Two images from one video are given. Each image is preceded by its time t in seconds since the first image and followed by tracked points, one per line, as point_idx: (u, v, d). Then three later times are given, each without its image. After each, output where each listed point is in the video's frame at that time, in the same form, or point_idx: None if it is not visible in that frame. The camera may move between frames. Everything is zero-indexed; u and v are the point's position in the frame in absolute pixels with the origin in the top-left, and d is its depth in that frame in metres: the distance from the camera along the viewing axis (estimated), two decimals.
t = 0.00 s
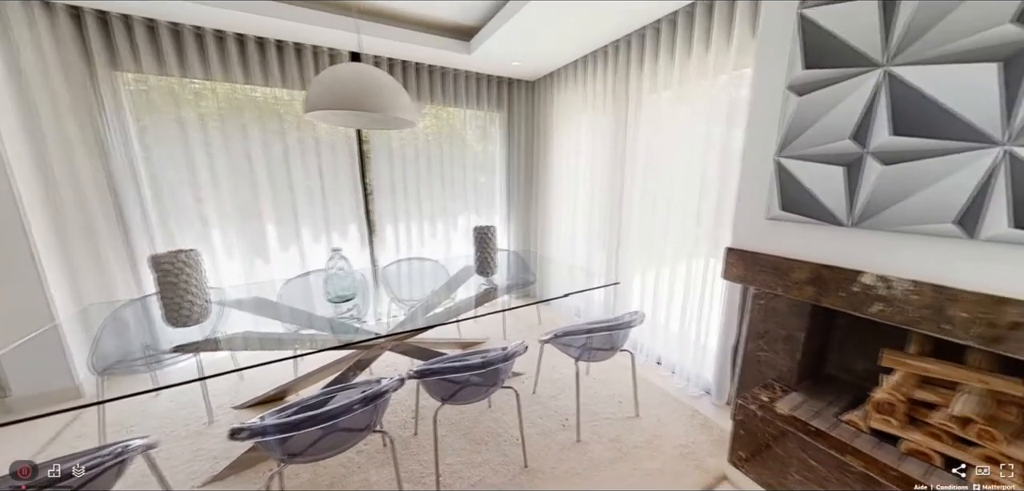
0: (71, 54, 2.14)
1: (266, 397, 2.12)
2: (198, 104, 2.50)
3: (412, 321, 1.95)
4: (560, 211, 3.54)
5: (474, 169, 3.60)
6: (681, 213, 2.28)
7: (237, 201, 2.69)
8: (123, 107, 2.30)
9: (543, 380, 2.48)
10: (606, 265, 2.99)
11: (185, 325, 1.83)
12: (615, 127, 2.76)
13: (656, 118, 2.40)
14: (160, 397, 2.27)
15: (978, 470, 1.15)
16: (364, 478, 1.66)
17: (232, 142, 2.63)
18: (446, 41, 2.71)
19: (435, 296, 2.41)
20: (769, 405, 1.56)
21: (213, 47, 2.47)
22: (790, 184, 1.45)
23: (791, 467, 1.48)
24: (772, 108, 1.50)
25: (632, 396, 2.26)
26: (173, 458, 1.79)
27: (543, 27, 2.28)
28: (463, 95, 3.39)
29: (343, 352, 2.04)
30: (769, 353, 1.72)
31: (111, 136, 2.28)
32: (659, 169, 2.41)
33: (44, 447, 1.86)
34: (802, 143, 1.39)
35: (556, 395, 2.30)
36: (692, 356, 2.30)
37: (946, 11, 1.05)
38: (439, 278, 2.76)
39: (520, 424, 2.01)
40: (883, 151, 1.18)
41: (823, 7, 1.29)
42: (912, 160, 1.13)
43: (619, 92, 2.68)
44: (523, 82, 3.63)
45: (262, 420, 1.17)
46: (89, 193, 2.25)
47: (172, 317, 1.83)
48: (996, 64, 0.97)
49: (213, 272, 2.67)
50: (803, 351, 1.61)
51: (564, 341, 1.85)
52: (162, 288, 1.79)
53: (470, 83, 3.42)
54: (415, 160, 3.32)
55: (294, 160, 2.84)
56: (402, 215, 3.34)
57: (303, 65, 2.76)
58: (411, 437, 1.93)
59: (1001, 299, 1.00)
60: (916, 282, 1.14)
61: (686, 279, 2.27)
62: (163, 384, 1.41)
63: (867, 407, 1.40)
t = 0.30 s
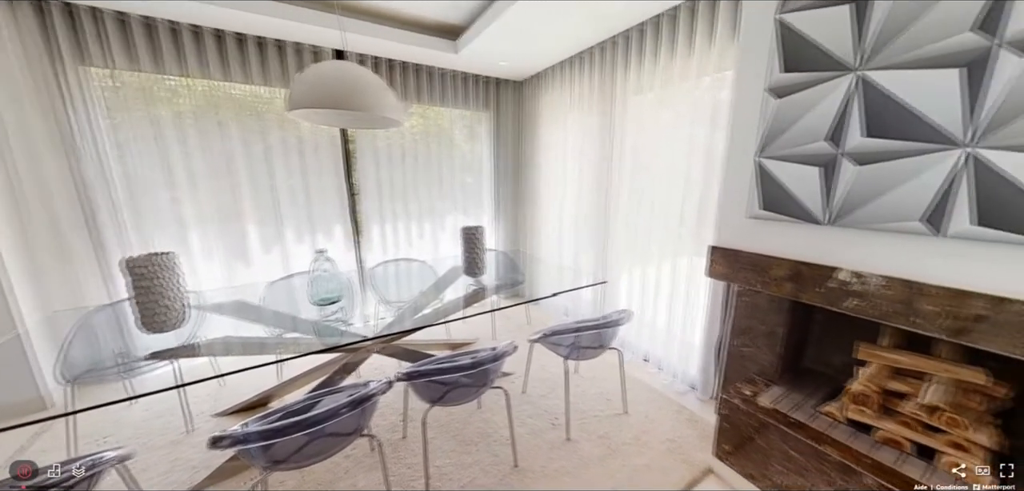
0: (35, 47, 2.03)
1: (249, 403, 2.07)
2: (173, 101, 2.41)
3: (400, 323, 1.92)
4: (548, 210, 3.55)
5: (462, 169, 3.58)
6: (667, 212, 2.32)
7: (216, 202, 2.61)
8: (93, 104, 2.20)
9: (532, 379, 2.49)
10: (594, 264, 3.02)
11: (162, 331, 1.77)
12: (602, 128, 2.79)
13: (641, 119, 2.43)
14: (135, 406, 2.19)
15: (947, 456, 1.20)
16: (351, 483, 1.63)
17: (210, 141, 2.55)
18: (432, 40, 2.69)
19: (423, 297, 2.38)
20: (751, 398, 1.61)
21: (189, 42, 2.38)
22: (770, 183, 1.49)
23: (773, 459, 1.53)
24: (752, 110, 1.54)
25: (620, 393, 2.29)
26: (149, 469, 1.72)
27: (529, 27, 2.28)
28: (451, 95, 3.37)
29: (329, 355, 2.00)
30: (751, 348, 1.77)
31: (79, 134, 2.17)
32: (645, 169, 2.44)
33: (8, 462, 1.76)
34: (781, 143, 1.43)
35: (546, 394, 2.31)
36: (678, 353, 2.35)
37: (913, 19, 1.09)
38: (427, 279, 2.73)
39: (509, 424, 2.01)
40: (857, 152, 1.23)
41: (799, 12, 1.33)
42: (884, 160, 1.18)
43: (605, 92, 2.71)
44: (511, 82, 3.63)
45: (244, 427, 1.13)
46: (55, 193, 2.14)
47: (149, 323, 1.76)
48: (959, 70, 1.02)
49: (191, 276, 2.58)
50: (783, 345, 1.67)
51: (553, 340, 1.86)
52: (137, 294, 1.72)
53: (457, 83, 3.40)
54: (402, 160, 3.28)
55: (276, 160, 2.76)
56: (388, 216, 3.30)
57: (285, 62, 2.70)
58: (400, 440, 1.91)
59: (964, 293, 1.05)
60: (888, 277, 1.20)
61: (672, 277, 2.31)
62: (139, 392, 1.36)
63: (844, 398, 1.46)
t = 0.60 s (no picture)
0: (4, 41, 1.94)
1: (235, 408, 2.02)
2: (154, 99, 2.34)
3: (391, 325, 1.90)
4: (539, 210, 3.55)
5: (453, 169, 3.56)
6: (657, 212, 2.35)
7: (199, 202, 2.54)
8: (68, 101, 2.12)
9: (525, 379, 2.49)
10: (585, 263, 3.03)
11: (142, 335, 1.71)
12: (592, 127, 2.81)
13: (630, 119, 2.46)
14: (116, 413, 2.12)
15: (924, 446, 1.24)
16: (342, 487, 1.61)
17: (193, 140, 2.48)
18: (423, 40, 2.67)
19: (415, 298, 2.37)
20: (739, 394, 1.62)
21: (170, 38, 2.32)
22: (756, 183, 1.52)
23: (760, 453, 1.53)
24: (738, 112, 1.57)
25: (612, 391, 2.31)
26: (130, 478, 1.67)
27: (520, 27, 2.29)
28: (441, 94, 3.36)
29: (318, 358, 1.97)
30: (739, 345, 1.81)
31: (54, 132, 2.09)
32: (635, 168, 2.47)
33: None
34: (767, 144, 1.46)
35: (538, 394, 2.32)
36: (668, 351, 2.38)
37: (890, 24, 1.13)
38: (418, 280, 2.71)
39: (502, 424, 2.01)
40: (839, 153, 1.27)
41: (782, 16, 1.36)
42: (865, 161, 1.21)
43: (595, 93, 2.73)
44: (501, 82, 3.63)
45: (230, 433, 1.11)
46: (28, 194, 2.05)
47: (129, 329, 1.70)
48: (934, 74, 1.06)
49: (174, 278, 2.51)
50: (770, 342, 1.70)
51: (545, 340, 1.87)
52: (115, 299, 1.68)
53: (447, 82, 3.39)
54: (392, 159, 3.24)
55: (262, 159, 2.71)
56: (378, 216, 3.26)
57: (270, 59, 2.64)
58: (391, 442, 1.89)
59: (940, 289, 1.09)
60: (868, 274, 1.23)
61: (661, 276, 2.34)
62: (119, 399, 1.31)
63: (827, 393, 1.50)
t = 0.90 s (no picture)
0: None
1: (216, 415, 1.96)
2: (127, 96, 2.25)
3: (379, 327, 1.88)
4: (528, 210, 3.56)
5: (440, 169, 3.54)
6: (644, 211, 2.38)
7: (177, 203, 2.46)
8: (33, 98, 2.02)
9: (515, 379, 2.50)
10: (574, 262, 3.05)
11: (116, 342, 1.64)
12: (579, 128, 2.83)
13: (617, 120, 2.49)
14: (88, 424, 2.03)
15: (898, 435, 1.29)
16: None
17: (170, 139, 2.40)
18: (410, 39, 2.65)
19: (403, 299, 2.34)
20: (724, 389, 1.66)
21: (144, 33, 2.23)
22: (739, 183, 1.56)
23: (745, 447, 1.57)
24: (721, 113, 1.61)
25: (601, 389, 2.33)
26: None
27: (507, 27, 2.29)
28: (429, 94, 3.33)
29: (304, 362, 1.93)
30: (724, 341, 1.85)
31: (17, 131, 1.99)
32: (622, 168, 2.50)
33: None
34: (749, 145, 1.50)
35: (528, 393, 2.32)
36: (656, 348, 2.42)
37: (863, 30, 1.18)
38: (406, 281, 2.69)
39: (492, 424, 2.01)
40: (817, 153, 1.31)
41: (762, 21, 1.40)
42: (841, 161, 1.26)
43: (582, 93, 2.75)
44: (489, 82, 3.62)
45: (212, 441, 1.07)
46: None
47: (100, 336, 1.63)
48: (904, 79, 1.11)
49: (150, 282, 2.42)
50: (753, 337, 1.75)
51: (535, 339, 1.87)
52: (86, 305, 1.59)
53: (434, 82, 3.36)
54: (378, 159, 3.20)
55: (243, 159, 2.63)
56: (365, 217, 3.21)
57: (251, 56, 2.57)
58: (380, 446, 1.87)
59: (912, 284, 1.14)
60: (845, 270, 1.28)
61: (648, 274, 2.37)
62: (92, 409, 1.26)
63: (808, 386, 1.54)
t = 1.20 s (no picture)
0: None
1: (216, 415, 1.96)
2: (127, 96, 2.25)
3: (379, 327, 1.88)
4: (528, 210, 3.56)
5: (440, 169, 3.54)
6: (643, 211, 2.38)
7: (176, 203, 2.46)
8: (33, 98, 2.02)
9: (515, 379, 2.50)
10: (574, 262, 3.05)
11: (115, 342, 1.64)
12: (579, 128, 2.83)
13: (617, 120, 2.49)
14: (88, 424, 2.02)
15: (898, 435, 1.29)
16: None
17: (170, 139, 2.40)
18: (411, 39, 2.65)
19: (403, 299, 2.34)
20: (724, 389, 1.66)
21: (144, 34, 2.23)
22: (738, 183, 1.56)
23: (745, 447, 1.57)
24: (721, 114, 1.61)
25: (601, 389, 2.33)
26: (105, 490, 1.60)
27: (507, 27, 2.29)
28: (429, 94, 3.33)
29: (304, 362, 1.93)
30: (723, 341, 1.85)
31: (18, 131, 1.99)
32: (622, 169, 2.50)
33: None
34: (748, 145, 1.50)
35: (528, 393, 2.32)
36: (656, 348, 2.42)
37: (864, 30, 1.18)
38: (406, 281, 2.69)
39: (492, 424, 2.01)
40: (817, 153, 1.31)
41: (762, 22, 1.40)
42: (841, 161, 1.26)
43: (582, 93, 2.75)
44: (489, 82, 3.62)
45: (212, 441, 1.07)
46: None
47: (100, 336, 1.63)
48: (904, 79, 1.11)
49: (150, 282, 2.42)
50: (753, 337, 1.75)
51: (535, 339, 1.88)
52: (86, 304, 1.59)
53: (434, 82, 3.36)
54: (378, 159, 3.20)
55: (243, 159, 2.63)
56: (365, 217, 3.21)
57: (251, 56, 2.57)
58: (380, 446, 1.87)
59: (911, 284, 1.14)
60: (845, 271, 1.28)
61: (648, 274, 2.37)
62: (92, 409, 1.26)
63: (807, 386, 1.54)
